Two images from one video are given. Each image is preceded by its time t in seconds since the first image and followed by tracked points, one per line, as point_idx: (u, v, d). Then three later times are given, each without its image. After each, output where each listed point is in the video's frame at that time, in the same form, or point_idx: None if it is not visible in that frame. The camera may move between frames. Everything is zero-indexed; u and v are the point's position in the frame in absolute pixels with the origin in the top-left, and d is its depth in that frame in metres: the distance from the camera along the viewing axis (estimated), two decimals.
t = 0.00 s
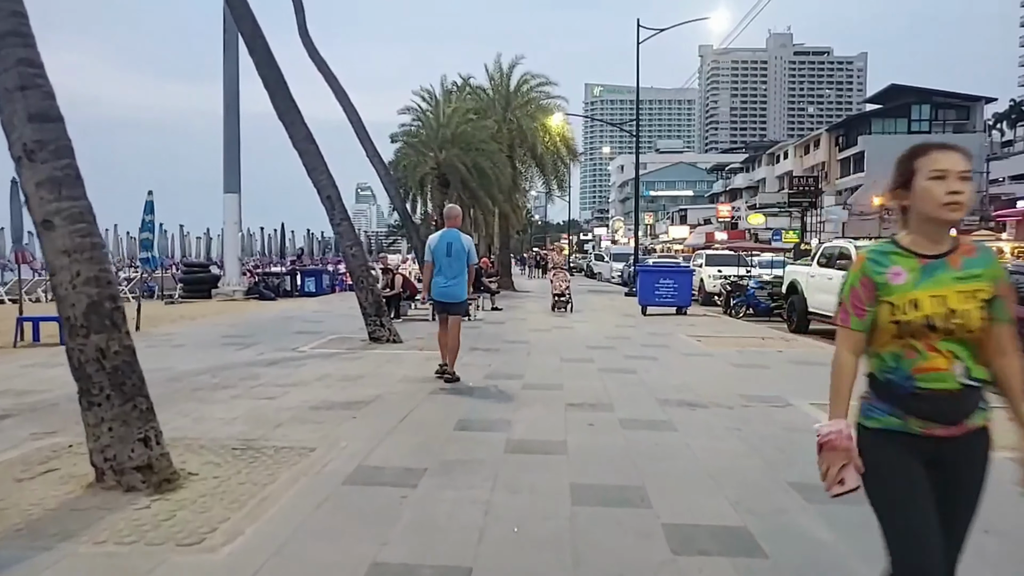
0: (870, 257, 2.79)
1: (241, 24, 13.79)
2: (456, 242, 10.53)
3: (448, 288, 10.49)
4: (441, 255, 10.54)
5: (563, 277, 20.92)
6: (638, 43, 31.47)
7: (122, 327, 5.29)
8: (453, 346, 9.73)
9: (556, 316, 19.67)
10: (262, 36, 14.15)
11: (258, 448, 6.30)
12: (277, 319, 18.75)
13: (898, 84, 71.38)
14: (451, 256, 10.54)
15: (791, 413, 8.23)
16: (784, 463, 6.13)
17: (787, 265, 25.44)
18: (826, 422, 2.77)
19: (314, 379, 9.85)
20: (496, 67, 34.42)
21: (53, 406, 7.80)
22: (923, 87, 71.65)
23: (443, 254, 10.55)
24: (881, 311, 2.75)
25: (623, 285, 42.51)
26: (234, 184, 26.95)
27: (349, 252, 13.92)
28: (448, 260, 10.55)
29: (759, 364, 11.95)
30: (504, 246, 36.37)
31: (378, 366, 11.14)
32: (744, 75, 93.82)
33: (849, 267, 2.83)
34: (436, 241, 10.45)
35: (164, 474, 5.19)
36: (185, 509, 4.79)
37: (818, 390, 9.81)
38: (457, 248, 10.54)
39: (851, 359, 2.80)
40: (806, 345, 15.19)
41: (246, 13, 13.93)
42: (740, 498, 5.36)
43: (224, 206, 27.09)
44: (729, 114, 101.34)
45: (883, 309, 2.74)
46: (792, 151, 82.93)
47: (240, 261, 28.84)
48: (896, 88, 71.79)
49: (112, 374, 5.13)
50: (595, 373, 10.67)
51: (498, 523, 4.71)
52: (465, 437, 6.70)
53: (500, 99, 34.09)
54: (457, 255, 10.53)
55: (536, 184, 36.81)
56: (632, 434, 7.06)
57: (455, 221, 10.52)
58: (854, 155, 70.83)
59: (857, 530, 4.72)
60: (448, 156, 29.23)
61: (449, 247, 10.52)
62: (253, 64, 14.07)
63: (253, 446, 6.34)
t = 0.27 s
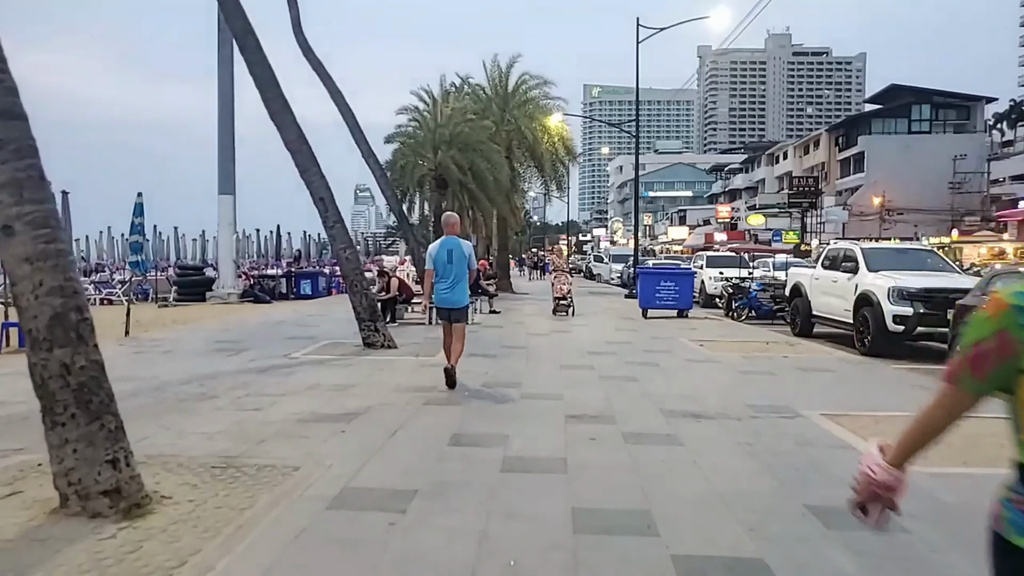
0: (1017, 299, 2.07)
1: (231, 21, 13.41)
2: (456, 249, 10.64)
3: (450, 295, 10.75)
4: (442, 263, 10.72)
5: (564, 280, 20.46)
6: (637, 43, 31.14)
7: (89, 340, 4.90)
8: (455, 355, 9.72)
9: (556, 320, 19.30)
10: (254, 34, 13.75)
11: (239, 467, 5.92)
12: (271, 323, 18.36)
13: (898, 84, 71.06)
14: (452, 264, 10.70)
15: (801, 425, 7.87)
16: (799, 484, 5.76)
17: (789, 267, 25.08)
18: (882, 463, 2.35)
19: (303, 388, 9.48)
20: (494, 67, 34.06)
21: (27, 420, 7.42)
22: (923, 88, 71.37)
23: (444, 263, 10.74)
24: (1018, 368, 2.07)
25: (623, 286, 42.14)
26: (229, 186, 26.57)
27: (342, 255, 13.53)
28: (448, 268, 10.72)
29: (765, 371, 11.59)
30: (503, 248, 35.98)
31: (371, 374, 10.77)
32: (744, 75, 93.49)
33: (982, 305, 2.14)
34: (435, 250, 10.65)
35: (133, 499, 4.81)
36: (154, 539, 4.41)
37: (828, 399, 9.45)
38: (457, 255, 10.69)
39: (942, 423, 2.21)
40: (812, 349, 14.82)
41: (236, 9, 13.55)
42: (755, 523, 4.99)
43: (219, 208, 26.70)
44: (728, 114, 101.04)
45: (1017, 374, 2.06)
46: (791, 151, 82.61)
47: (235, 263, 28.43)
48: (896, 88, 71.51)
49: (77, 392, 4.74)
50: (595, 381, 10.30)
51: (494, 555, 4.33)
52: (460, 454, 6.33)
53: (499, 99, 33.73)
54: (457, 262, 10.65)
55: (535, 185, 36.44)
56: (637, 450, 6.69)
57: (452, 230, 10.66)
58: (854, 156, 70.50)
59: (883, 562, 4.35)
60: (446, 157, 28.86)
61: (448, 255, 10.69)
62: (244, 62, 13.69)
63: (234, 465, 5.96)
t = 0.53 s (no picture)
0: None
1: (222, 12, 13.05)
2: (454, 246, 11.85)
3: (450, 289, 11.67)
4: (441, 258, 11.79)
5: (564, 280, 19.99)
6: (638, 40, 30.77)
7: (49, 343, 4.49)
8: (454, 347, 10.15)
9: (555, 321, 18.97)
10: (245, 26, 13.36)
11: (216, 478, 5.56)
12: (264, 324, 18.02)
13: (901, 83, 70.69)
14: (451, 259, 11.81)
15: (810, 432, 7.52)
16: (813, 497, 5.41)
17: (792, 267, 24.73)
18: None
19: (292, 392, 9.13)
20: (493, 64, 33.71)
21: None
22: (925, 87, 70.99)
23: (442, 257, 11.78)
24: None
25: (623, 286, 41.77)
26: (224, 184, 26.22)
27: (335, 254, 13.17)
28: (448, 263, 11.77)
29: (770, 374, 11.25)
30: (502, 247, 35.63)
31: (364, 376, 10.43)
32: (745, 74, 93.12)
33: None
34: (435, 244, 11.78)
35: (96, 515, 4.44)
36: (116, 560, 4.05)
37: (837, 403, 9.11)
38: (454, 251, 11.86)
39: None
40: (817, 351, 14.48)
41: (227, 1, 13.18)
42: (767, 542, 4.64)
43: (215, 206, 26.33)
44: (729, 114, 100.70)
45: None
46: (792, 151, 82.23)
47: (230, 262, 28.06)
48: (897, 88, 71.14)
49: (35, 399, 4.34)
50: (595, 384, 9.96)
51: None
52: (452, 464, 5.98)
53: (498, 97, 33.38)
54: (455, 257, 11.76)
55: (535, 184, 36.08)
56: (639, 459, 6.34)
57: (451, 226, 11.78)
58: (855, 156, 70.14)
59: None
60: (445, 155, 28.52)
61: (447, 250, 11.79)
62: (234, 56, 13.31)
63: (212, 475, 5.62)
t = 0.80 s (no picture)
0: None
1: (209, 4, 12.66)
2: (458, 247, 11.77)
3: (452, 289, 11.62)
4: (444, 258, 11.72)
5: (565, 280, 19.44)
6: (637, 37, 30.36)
7: None
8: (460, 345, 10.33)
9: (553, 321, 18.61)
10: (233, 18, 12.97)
11: (186, 491, 5.20)
12: (256, 324, 17.66)
13: (903, 82, 70.26)
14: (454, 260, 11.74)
15: (818, 439, 7.17)
16: (823, 513, 5.06)
17: (794, 266, 24.35)
18: None
19: (278, 396, 8.78)
20: (491, 61, 33.35)
21: None
22: (927, 85, 70.57)
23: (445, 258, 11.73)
24: None
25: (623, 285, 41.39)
26: (217, 182, 26.00)
27: (327, 252, 12.84)
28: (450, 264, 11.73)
29: (774, 376, 10.89)
30: (501, 246, 35.26)
31: (354, 379, 10.08)
32: (745, 73, 92.76)
33: None
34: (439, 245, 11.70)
35: (48, 537, 4.09)
36: None
37: (844, 407, 8.74)
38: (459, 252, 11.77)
39: None
40: (821, 352, 14.12)
41: None
42: (776, 562, 4.28)
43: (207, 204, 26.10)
44: (729, 113, 100.33)
45: None
46: (793, 150, 81.84)
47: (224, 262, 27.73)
48: (899, 86, 70.73)
49: None
50: (593, 388, 9.61)
51: None
52: (440, 477, 5.62)
53: (496, 94, 33.01)
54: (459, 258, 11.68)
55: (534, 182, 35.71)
56: (638, 470, 5.98)
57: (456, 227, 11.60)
58: (856, 154, 69.75)
59: None
60: (442, 153, 28.13)
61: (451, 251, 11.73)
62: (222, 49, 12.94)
63: (182, 488, 5.26)
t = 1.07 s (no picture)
0: None
1: None
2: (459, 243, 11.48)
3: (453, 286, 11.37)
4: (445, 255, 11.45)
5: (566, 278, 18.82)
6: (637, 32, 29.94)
7: None
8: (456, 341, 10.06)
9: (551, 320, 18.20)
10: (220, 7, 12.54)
11: (152, 505, 4.82)
12: (248, 323, 17.26)
13: (903, 79, 69.85)
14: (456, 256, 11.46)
15: (828, 446, 6.78)
16: (839, 530, 4.68)
17: (796, 265, 23.95)
18: None
19: (261, 399, 8.38)
20: (489, 57, 32.92)
21: None
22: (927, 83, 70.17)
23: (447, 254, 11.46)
24: None
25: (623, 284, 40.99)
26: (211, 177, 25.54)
27: (317, 249, 12.45)
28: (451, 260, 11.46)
29: (778, 377, 10.49)
30: (499, 244, 34.85)
31: (343, 381, 9.68)
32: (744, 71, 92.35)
33: None
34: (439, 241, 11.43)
35: None
36: None
37: (854, 411, 8.34)
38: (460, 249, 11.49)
39: None
40: (826, 352, 13.73)
41: None
42: None
43: (200, 201, 25.67)
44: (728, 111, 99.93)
45: None
46: (793, 148, 81.45)
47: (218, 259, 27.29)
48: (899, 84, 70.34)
49: None
50: (591, 390, 9.21)
51: None
52: (426, 489, 5.24)
53: (494, 90, 32.59)
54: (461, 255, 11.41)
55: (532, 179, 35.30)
56: (639, 480, 5.60)
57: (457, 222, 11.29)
58: (857, 152, 69.36)
59: None
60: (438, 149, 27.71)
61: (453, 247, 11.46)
62: (209, 39, 12.50)
63: (146, 502, 4.87)
